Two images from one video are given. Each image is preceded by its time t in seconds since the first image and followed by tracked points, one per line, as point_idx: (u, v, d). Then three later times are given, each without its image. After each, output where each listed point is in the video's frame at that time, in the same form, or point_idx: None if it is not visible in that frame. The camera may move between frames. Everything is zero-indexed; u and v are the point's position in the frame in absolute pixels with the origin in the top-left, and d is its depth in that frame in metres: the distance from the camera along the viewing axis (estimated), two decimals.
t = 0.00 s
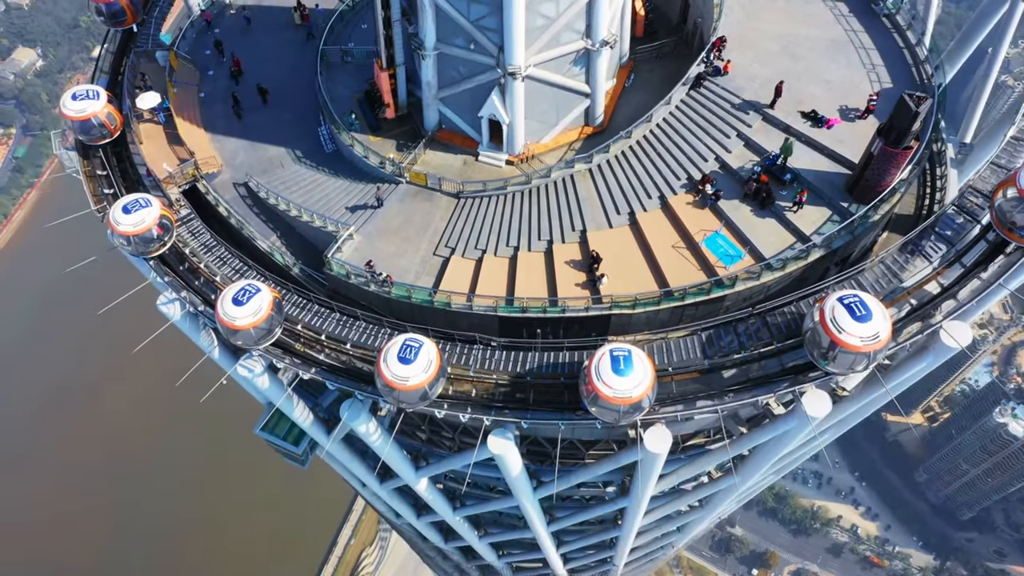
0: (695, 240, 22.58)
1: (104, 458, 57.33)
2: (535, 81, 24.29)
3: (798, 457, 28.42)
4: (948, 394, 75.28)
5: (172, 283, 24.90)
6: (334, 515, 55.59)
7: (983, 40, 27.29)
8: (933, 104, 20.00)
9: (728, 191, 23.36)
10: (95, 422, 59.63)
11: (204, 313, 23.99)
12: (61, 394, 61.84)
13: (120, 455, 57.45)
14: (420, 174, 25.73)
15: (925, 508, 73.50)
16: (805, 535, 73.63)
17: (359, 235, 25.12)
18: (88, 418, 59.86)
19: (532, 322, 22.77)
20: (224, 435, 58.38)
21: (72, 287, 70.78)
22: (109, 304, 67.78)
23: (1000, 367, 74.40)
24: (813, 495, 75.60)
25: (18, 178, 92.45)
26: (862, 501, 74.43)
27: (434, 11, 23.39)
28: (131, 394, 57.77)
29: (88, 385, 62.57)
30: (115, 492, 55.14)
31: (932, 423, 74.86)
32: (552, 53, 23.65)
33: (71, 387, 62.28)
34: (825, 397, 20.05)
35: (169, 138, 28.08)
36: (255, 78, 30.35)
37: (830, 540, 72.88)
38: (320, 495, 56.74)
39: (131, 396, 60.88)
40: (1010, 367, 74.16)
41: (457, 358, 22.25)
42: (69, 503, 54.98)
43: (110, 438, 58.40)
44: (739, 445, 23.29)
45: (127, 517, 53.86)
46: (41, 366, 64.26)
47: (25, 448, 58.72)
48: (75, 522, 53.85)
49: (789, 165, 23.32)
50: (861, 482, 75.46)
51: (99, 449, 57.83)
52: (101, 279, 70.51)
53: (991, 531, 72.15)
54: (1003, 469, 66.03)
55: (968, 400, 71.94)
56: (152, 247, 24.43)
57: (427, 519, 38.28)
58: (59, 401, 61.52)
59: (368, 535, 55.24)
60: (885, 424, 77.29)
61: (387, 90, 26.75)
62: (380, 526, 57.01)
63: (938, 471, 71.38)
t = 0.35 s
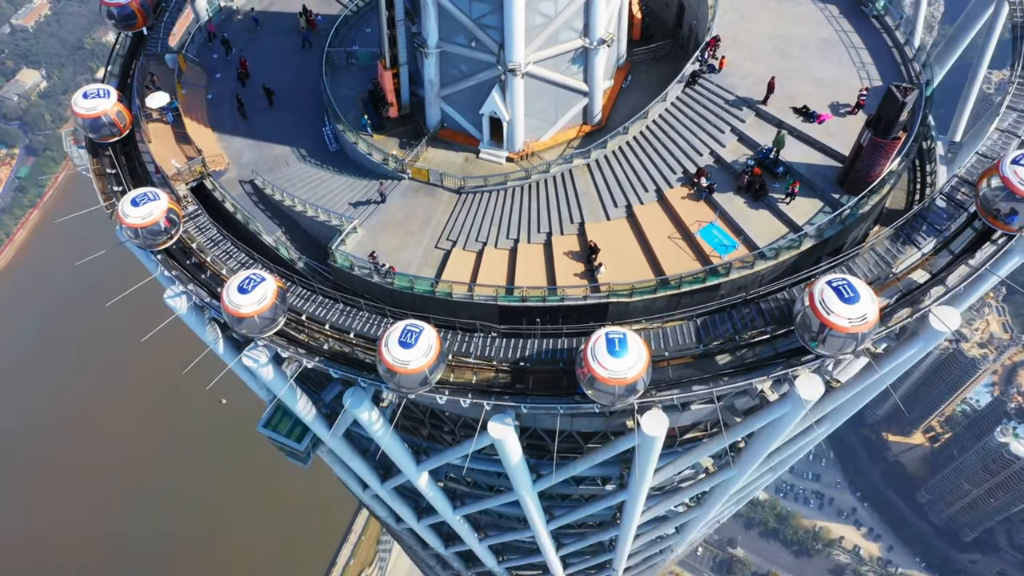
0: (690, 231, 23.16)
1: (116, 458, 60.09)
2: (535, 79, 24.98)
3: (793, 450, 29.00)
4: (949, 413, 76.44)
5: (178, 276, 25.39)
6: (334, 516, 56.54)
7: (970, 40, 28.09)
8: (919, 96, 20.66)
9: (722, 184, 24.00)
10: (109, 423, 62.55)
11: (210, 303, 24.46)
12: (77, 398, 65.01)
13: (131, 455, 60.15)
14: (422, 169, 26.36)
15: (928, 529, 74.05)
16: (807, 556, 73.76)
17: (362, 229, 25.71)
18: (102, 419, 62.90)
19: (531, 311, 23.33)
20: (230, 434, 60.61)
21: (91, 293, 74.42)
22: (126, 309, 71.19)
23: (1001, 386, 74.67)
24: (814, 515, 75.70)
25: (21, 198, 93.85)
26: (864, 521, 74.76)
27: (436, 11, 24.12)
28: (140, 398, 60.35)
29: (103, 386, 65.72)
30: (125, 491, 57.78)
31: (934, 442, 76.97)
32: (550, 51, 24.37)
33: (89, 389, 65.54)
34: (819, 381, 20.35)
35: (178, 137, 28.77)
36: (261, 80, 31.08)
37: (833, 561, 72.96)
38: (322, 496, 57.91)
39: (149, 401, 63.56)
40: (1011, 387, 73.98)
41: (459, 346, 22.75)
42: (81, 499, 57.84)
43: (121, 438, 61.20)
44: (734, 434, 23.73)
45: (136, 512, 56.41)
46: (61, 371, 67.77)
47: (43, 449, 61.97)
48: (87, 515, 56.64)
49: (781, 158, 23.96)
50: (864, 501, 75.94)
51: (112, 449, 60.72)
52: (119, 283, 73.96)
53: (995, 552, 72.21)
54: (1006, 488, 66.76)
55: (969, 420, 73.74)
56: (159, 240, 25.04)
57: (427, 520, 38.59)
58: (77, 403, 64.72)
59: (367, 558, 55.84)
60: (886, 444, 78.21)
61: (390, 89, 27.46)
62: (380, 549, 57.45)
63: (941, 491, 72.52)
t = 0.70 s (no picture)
0: (684, 230, 23.80)
1: (125, 466, 62.65)
2: (534, 85, 25.78)
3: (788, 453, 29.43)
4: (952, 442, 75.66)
5: (184, 277, 25.95)
6: (331, 544, 57.73)
7: (956, 51, 29.00)
8: (904, 96, 21.44)
9: (715, 186, 24.72)
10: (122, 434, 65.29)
11: (215, 301, 24.97)
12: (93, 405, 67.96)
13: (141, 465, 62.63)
14: (424, 174, 27.08)
15: (933, 559, 74.17)
16: None
17: (365, 231, 26.38)
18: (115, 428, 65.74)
19: (530, 309, 23.89)
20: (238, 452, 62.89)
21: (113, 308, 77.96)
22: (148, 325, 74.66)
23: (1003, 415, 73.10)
24: (818, 545, 75.93)
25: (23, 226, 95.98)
26: (867, 551, 75.22)
27: (439, 19, 24.97)
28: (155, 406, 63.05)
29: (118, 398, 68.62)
30: (130, 500, 60.12)
31: (937, 471, 76.89)
32: (549, 58, 25.20)
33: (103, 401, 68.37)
34: (810, 374, 20.91)
35: (186, 144, 29.55)
36: (267, 90, 31.96)
37: None
38: (319, 523, 59.20)
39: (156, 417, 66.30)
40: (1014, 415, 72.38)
41: (459, 341, 23.25)
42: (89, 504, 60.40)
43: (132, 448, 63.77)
44: (729, 430, 24.17)
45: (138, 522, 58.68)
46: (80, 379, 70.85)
47: (56, 454, 64.81)
48: (91, 522, 59.06)
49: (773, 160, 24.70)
50: (867, 532, 76.48)
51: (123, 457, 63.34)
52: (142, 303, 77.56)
53: None
54: (1010, 517, 65.59)
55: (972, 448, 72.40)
56: (166, 241, 25.69)
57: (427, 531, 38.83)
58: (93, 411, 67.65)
59: None
60: (889, 473, 78.97)
61: (394, 97, 28.28)
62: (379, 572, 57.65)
63: (944, 520, 72.42)
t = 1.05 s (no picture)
0: (679, 237, 24.47)
1: (128, 480, 63.78)
2: (533, 100, 26.67)
3: (783, 461, 29.75)
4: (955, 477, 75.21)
5: (191, 286, 26.57)
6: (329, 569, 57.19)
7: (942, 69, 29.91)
8: (889, 106, 22.28)
9: (708, 195, 25.47)
10: (127, 449, 66.54)
11: (221, 307, 25.55)
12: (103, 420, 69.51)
13: (143, 479, 63.68)
14: (426, 186, 27.89)
15: None
16: None
17: (368, 241, 27.08)
18: (122, 443, 67.09)
19: (529, 313, 24.51)
20: (240, 470, 63.30)
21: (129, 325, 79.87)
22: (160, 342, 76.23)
23: (1007, 448, 73.25)
24: None
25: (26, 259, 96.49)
26: None
27: (441, 36, 25.88)
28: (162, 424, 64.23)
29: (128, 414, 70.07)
30: (130, 514, 61.16)
31: (941, 506, 76.59)
32: (547, 73, 26.10)
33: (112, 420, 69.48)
34: (802, 372, 21.41)
35: (195, 158, 30.36)
36: (274, 108, 32.92)
37: None
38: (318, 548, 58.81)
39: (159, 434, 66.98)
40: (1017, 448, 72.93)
41: (459, 345, 23.78)
42: (91, 518, 61.69)
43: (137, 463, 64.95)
44: (725, 433, 24.61)
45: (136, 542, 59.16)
46: (93, 394, 72.47)
47: (63, 467, 66.32)
48: (92, 540, 59.91)
49: (764, 171, 25.49)
50: (871, 568, 75.93)
51: (128, 472, 64.54)
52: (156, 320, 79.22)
53: None
54: (1014, 552, 65.13)
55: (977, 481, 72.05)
56: (174, 250, 26.35)
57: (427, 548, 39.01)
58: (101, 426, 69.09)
59: None
60: (892, 509, 78.49)
61: (397, 112, 29.16)
62: None
63: (949, 556, 71.84)
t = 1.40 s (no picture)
0: (675, 246, 25.16)
1: (129, 486, 63.66)
2: (532, 116, 27.55)
3: (779, 471, 30.12)
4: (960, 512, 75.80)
5: (198, 296, 27.24)
6: None
7: (927, 89, 30.94)
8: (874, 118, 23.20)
9: (703, 206, 26.23)
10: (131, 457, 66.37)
11: (227, 316, 26.26)
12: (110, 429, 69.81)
13: (144, 485, 63.42)
14: (428, 200, 28.65)
15: None
16: None
17: (371, 252, 27.78)
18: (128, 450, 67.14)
19: (529, 321, 25.15)
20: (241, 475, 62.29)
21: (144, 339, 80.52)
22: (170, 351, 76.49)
23: (1010, 483, 75.50)
24: None
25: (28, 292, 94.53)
26: None
27: (444, 54, 26.82)
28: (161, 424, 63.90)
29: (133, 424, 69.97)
30: (127, 517, 60.84)
31: (945, 542, 75.76)
32: (546, 90, 27.04)
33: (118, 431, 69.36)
34: (795, 377, 22.14)
35: (203, 175, 31.17)
36: (281, 126, 33.86)
37: None
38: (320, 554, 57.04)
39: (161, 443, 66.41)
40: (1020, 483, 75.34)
41: (459, 350, 24.37)
42: (88, 523, 61.62)
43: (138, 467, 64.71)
44: (721, 439, 25.01)
45: (134, 550, 58.39)
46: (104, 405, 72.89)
47: (67, 473, 66.59)
48: (90, 550, 59.35)
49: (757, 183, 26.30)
50: None
51: (128, 477, 64.40)
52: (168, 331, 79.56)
53: None
54: None
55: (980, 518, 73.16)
56: (181, 260, 27.08)
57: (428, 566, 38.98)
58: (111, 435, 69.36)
59: None
60: (897, 545, 77.25)
61: (400, 129, 30.06)
62: None
63: None
